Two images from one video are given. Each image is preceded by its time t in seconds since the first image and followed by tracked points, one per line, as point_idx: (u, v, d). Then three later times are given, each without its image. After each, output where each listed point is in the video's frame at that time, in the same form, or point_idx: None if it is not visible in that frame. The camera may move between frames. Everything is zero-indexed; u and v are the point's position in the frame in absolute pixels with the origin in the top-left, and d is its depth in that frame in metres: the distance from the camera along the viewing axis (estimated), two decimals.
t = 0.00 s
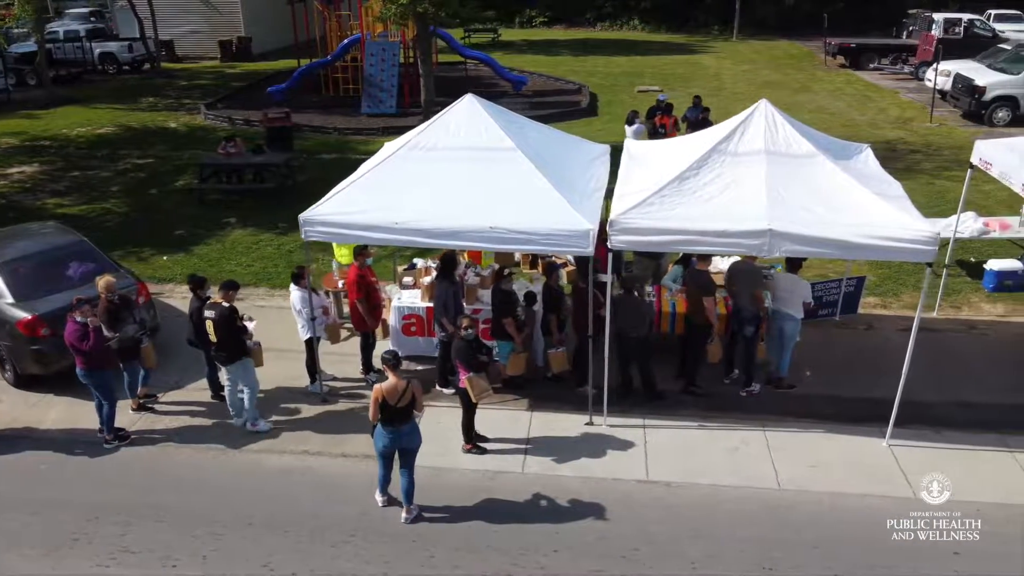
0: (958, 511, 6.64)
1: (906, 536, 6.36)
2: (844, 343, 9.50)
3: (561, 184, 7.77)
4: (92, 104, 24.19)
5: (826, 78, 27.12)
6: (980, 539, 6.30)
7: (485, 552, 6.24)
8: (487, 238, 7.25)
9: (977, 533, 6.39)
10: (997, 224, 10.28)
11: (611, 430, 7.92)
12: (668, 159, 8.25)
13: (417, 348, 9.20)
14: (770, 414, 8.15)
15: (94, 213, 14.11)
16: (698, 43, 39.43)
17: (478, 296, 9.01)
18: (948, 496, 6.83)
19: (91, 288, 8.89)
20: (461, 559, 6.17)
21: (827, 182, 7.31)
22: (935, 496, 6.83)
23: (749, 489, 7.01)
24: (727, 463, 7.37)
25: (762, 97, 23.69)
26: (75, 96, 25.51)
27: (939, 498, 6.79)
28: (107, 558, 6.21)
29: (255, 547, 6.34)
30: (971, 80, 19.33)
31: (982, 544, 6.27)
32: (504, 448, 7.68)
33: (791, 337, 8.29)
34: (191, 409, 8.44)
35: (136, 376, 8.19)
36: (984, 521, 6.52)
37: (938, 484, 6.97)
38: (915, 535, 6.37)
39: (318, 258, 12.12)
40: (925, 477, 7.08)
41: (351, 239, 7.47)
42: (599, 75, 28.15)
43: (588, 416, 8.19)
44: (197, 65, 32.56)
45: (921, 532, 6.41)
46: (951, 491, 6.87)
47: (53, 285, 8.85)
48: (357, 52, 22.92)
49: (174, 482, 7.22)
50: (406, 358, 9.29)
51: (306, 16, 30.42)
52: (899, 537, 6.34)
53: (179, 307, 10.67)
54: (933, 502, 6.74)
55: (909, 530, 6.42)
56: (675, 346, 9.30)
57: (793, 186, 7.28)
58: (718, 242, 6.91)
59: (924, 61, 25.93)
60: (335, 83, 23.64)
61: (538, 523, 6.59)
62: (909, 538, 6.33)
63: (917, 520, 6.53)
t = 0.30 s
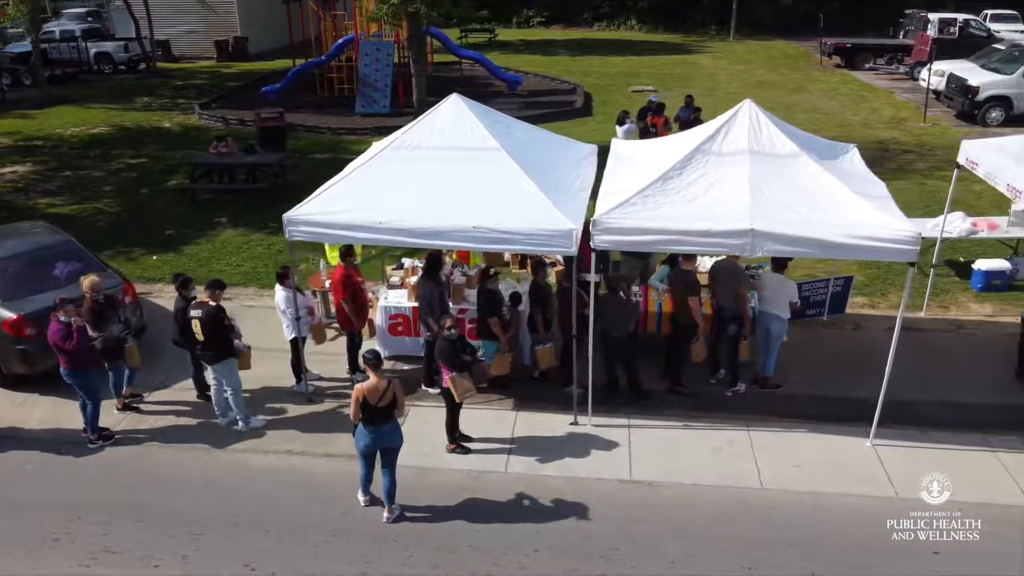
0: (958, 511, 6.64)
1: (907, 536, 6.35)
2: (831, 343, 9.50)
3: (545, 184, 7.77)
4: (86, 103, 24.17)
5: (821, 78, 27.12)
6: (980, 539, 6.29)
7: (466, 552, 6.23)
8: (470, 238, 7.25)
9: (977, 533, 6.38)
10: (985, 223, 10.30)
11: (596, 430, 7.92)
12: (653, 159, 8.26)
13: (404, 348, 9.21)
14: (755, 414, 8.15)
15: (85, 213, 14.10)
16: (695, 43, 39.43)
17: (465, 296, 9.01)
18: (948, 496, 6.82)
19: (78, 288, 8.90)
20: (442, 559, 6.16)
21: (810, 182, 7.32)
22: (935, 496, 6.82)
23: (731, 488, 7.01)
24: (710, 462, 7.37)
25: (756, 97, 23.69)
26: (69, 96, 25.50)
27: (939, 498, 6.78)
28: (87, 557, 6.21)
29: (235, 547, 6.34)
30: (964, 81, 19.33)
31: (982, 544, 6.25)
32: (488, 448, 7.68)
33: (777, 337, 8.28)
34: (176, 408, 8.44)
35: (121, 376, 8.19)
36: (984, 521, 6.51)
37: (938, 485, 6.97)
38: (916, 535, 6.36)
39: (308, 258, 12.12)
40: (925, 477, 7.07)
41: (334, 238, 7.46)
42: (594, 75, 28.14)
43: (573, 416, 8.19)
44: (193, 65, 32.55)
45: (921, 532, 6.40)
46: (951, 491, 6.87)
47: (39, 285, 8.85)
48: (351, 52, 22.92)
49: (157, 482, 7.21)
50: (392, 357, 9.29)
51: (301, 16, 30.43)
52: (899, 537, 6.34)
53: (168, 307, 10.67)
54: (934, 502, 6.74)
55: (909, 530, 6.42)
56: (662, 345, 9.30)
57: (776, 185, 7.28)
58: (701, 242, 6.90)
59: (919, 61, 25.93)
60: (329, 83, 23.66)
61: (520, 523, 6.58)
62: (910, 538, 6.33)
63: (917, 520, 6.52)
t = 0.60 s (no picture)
0: (958, 511, 6.63)
1: (907, 536, 6.34)
2: (818, 343, 9.51)
3: (529, 184, 7.77)
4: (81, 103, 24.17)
5: (817, 78, 27.12)
6: (980, 539, 6.28)
7: (446, 552, 6.23)
8: (453, 238, 7.24)
9: (978, 533, 6.37)
10: (973, 223, 10.35)
11: (581, 430, 7.92)
12: (638, 159, 8.27)
13: (391, 349, 9.20)
14: (740, 414, 8.15)
15: (76, 212, 14.10)
16: (692, 43, 39.43)
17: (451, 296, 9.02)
18: (949, 496, 6.81)
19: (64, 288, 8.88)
20: (422, 559, 6.16)
21: (793, 182, 7.33)
22: (935, 496, 6.81)
23: (713, 488, 7.01)
24: (693, 462, 7.37)
25: (751, 97, 23.70)
26: (65, 96, 25.49)
27: (940, 499, 6.77)
28: (67, 558, 6.21)
29: (216, 547, 6.34)
30: (958, 81, 19.34)
31: (982, 544, 6.24)
32: (472, 448, 7.68)
33: (763, 339, 8.28)
34: (161, 408, 8.45)
35: (107, 376, 8.18)
36: (985, 522, 6.50)
37: (938, 485, 6.95)
38: (916, 535, 6.35)
39: (298, 258, 12.13)
40: (926, 477, 7.06)
41: (318, 238, 7.46)
42: (590, 75, 28.14)
43: (558, 416, 8.20)
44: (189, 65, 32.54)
45: (921, 532, 6.40)
46: (952, 491, 6.86)
47: (25, 285, 8.82)
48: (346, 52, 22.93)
49: (139, 482, 7.21)
50: (379, 357, 9.29)
51: (297, 16, 30.41)
52: (899, 537, 6.33)
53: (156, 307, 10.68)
54: (934, 502, 6.72)
55: (909, 530, 6.41)
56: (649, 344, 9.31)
57: (759, 185, 7.29)
58: (683, 242, 6.90)
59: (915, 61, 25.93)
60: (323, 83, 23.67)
61: (501, 523, 6.58)
62: (910, 538, 6.32)
63: (917, 520, 6.51)
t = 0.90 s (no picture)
0: (959, 511, 6.64)
1: (907, 536, 6.35)
2: (805, 343, 9.51)
3: (513, 185, 7.78)
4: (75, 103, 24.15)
5: (812, 78, 27.14)
6: (979, 540, 6.30)
7: (427, 552, 6.22)
8: (436, 238, 7.24)
9: (977, 533, 6.38)
10: (961, 223, 10.45)
11: (565, 430, 7.93)
12: (622, 160, 8.29)
13: (377, 348, 9.22)
14: (725, 414, 8.14)
15: (67, 212, 14.09)
16: (688, 43, 39.45)
17: (437, 296, 9.02)
18: (949, 496, 6.81)
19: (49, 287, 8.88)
20: (403, 558, 6.16)
21: (776, 182, 7.34)
22: (935, 496, 6.81)
23: (695, 488, 7.01)
24: (676, 462, 7.38)
25: (746, 97, 23.71)
26: (59, 96, 25.48)
27: (940, 498, 6.78)
28: (48, 557, 6.21)
29: (196, 547, 6.34)
30: (951, 81, 19.37)
31: (981, 545, 6.26)
32: (456, 447, 7.69)
33: (748, 339, 8.27)
34: (146, 408, 8.45)
35: (92, 376, 8.18)
36: (985, 522, 6.51)
37: (939, 485, 6.95)
38: (915, 535, 6.36)
39: (288, 258, 12.14)
40: (926, 477, 7.07)
41: (301, 238, 7.46)
42: (585, 75, 28.14)
43: (543, 416, 8.20)
44: (185, 65, 32.53)
45: (921, 532, 6.41)
46: (952, 491, 6.86)
47: (9, 284, 8.81)
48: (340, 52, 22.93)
49: (122, 481, 7.21)
50: (366, 357, 9.31)
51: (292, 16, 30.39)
52: (900, 537, 6.34)
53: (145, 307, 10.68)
54: (934, 502, 6.73)
55: (909, 529, 6.42)
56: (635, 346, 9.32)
57: (741, 186, 7.30)
58: (665, 242, 6.90)
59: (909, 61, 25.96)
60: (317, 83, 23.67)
61: (482, 522, 6.58)
62: (909, 538, 6.33)
63: (918, 520, 6.52)
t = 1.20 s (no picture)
0: (959, 511, 6.62)
1: (906, 536, 6.34)
2: (791, 343, 9.52)
3: (497, 185, 7.79)
4: (70, 104, 24.13)
5: (807, 78, 27.14)
6: (980, 540, 6.29)
7: (407, 552, 6.22)
8: (419, 238, 7.24)
9: (978, 533, 6.37)
10: (949, 223, 10.47)
11: (549, 430, 7.93)
12: (606, 160, 8.31)
13: (362, 348, 9.21)
14: (709, 414, 8.15)
15: (58, 213, 14.08)
16: (684, 43, 39.46)
17: (423, 296, 9.03)
18: (948, 496, 6.80)
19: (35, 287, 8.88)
20: (382, 558, 6.16)
21: (758, 182, 7.35)
22: (935, 496, 6.79)
23: (677, 488, 7.01)
24: (659, 462, 7.38)
25: (740, 96, 23.72)
26: (54, 96, 25.47)
27: (940, 498, 6.76)
28: (28, 557, 6.21)
29: (177, 547, 6.34)
30: (944, 81, 19.38)
31: (981, 545, 6.25)
32: (439, 447, 7.69)
33: (734, 339, 8.27)
34: (131, 408, 8.45)
35: (77, 377, 8.19)
36: (985, 522, 6.50)
37: (939, 485, 6.94)
38: (916, 536, 6.35)
39: (277, 258, 12.15)
40: (926, 477, 7.06)
41: (284, 237, 7.46)
42: (580, 75, 28.15)
43: (528, 416, 8.20)
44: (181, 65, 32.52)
45: (921, 533, 6.39)
46: (952, 491, 6.84)
47: None
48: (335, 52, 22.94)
49: (104, 481, 7.21)
50: (353, 357, 9.31)
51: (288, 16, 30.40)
52: (900, 537, 6.33)
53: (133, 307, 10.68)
54: (933, 502, 6.72)
55: (909, 530, 6.40)
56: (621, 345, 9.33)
57: (724, 186, 7.31)
58: (647, 242, 6.90)
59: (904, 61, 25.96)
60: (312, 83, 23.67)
61: (462, 522, 6.57)
62: (909, 539, 6.32)
63: (918, 520, 6.50)
